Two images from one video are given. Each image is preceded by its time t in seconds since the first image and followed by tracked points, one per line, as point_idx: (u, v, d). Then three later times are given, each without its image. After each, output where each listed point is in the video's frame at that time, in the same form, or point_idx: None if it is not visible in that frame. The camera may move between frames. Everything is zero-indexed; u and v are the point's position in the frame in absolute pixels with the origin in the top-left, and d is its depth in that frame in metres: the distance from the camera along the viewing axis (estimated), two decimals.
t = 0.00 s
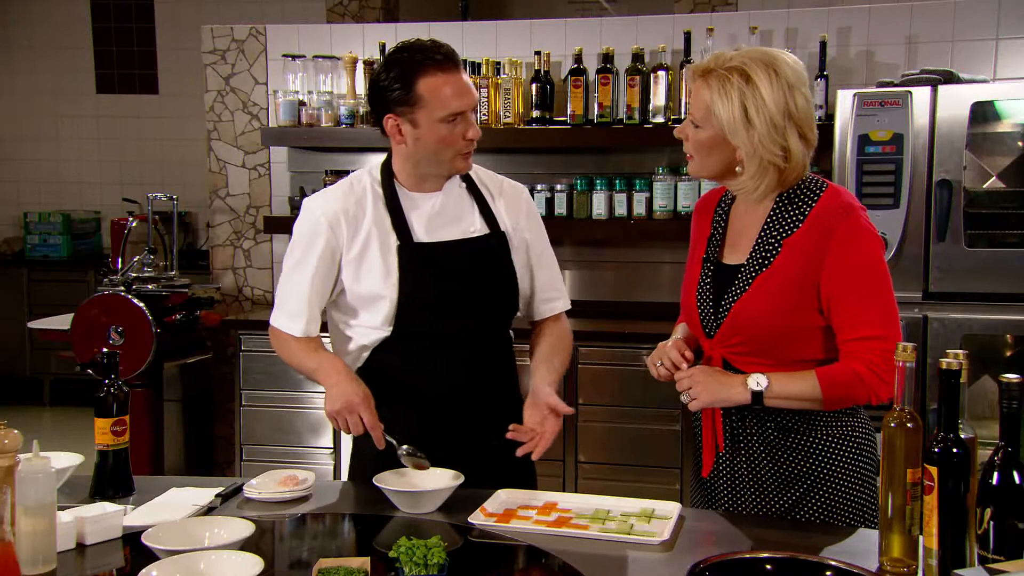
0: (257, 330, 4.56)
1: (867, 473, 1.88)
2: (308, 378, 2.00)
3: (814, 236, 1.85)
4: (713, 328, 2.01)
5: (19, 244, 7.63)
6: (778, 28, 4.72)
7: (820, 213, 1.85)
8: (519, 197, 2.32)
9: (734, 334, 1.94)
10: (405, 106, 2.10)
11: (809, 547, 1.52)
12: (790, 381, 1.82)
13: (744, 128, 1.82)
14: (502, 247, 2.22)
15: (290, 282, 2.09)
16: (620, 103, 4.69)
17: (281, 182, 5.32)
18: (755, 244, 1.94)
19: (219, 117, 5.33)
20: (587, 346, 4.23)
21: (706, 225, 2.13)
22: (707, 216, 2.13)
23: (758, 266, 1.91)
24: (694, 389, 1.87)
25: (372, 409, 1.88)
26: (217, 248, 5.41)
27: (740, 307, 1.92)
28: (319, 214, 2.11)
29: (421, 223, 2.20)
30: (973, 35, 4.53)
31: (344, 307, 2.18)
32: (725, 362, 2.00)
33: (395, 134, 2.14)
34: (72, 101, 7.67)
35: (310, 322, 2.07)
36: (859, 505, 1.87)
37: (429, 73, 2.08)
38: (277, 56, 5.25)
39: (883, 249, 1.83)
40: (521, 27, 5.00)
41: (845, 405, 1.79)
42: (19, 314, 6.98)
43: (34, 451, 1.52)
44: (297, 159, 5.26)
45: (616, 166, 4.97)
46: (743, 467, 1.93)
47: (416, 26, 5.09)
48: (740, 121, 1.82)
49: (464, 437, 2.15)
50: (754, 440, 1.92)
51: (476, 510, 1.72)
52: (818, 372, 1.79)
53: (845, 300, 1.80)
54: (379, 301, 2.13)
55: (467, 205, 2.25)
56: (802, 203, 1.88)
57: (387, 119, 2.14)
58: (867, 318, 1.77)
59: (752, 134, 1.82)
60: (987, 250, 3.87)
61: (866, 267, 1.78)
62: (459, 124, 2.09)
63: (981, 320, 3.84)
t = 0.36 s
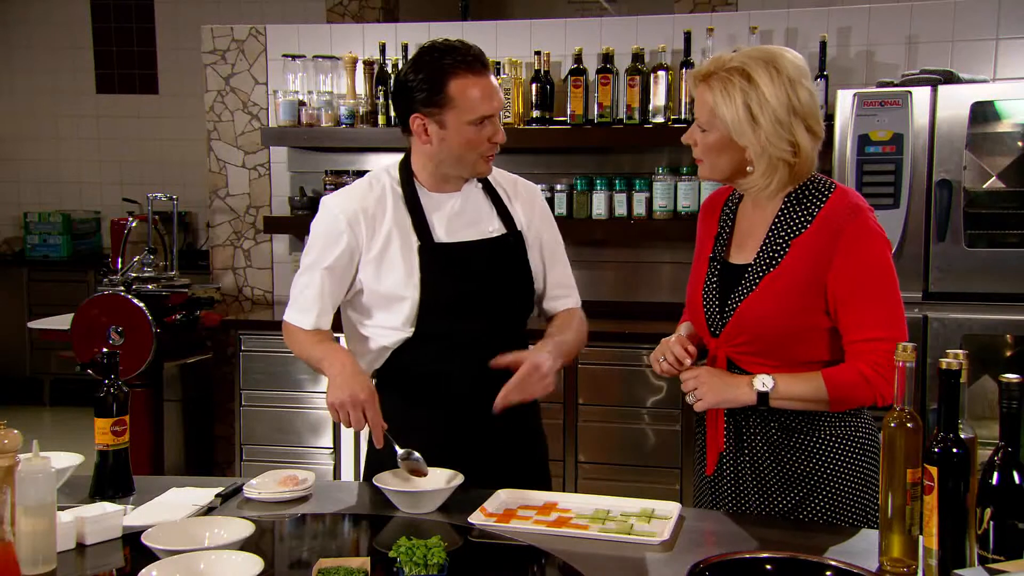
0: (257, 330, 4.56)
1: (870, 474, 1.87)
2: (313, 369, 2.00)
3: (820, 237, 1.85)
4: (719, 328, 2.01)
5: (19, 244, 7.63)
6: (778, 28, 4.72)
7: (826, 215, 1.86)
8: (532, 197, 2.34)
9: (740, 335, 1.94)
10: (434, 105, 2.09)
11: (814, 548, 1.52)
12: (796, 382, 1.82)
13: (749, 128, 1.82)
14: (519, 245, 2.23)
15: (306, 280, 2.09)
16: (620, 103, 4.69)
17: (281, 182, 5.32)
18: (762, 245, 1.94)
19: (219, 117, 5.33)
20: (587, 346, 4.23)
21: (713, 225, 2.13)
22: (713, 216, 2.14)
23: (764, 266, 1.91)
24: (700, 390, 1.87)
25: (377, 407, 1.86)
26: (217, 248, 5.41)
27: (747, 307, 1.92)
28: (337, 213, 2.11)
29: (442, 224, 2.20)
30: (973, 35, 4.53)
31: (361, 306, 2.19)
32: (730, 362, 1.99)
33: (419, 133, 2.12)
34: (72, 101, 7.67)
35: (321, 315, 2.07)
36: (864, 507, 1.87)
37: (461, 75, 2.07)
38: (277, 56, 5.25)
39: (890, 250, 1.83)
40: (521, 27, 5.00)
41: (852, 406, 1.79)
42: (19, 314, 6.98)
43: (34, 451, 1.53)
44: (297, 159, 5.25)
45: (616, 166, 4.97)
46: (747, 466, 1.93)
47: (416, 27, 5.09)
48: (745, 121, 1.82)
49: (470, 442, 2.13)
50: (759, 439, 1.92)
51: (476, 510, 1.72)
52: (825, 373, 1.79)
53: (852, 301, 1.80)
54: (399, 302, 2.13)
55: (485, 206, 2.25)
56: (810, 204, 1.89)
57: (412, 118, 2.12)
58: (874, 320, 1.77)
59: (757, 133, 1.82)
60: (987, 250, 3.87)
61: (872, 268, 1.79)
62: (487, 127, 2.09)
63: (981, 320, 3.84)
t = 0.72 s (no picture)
0: (257, 330, 4.56)
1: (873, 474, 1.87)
2: (323, 364, 2.02)
3: (823, 235, 1.85)
4: (722, 327, 2.01)
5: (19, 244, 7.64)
6: (778, 28, 4.72)
7: (828, 214, 1.86)
8: (548, 199, 2.30)
9: (742, 334, 1.94)
10: (453, 105, 2.09)
11: (817, 547, 1.52)
12: (799, 379, 1.81)
13: (754, 127, 1.83)
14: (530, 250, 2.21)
15: (318, 278, 2.10)
16: (620, 103, 4.69)
17: (281, 182, 5.31)
18: (764, 244, 1.94)
19: (219, 117, 5.34)
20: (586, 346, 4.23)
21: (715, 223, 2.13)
22: (716, 214, 2.14)
23: (767, 264, 1.91)
24: (703, 386, 1.87)
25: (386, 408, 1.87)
26: (217, 248, 5.41)
27: (750, 306, 1.92)
28: (349, 212, 2.12)
29: (452, 224, 2.19)
30: (973, 35, 4.53)
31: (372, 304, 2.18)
32: (733, 361, 1.99)
33: (437, 131, 2.12)
34: (72, 101, 7.67)
35: (332, 313, 2.07)
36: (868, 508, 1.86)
37: (483, 77, 2.07)
38: (277, 56, 5.25)
39: (893, 248, 1.83)
40: (521, 27, 5.00)
41: (856, 404, 1.79)
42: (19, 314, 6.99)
43: (34, 451, 1.53)
44: (297, 159, 5.25)
45: (616, 166, 4.97)
46: (750, 466, 1.94)
47: (416, 27, 5.08)
48: (747, 119, 1.82)
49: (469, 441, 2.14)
50: (763, 439, 1.92)
51: (476, 510, 1.72)
52: (828, 370, 1.79)
53: (854, 300, 1.80)
54: (407, 302, 2.12)
55: (498, 208, 2.24)
56: (812, 202, 1.89)
57: (431, 116, 2.12)
58: (878, 318, 1.77)
59: (763, 130, 1.83)
60: (987, 250, 3.87)
61: (874, 266, 1.79)
62: (505, 130, 2.09)
63: (981, 320, 3.84)
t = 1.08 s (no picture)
0: (257, 330, 4.55)
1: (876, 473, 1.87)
2: (330, 355, 2.04)
3: (821, 236, 1.85)
4: (721, 330, 2.01)
5: (19, 244, 7.63)
6: (778, 28, 4.72)
7: (826, 215, 1.86)
8: (565, 208, 2.27)
9: (742, 336, 1.94)
10: (454, 111, 2.02)
11: (820, 548, 1.52)
12: (798, 380, 1.81)
13: (757, 120, 1.83)
14: (540, 255, 2.19)
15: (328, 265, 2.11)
16: (620, 103, 4.69)
17: (280, 182, 5.31)
18: (762, 245, 1.94)
19: (219, 117, 5.34)
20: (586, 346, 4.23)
21: (712, 226, 2.13)
22: (712, 216, 2.14)
23: (766, 265, 1.91)
24: (702, 390, 1.87)
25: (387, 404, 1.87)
26: (217, 248, 5.41)
27: (748, 308, 1.92)
28: (362, 200, 2.12)
29: (461, 223, 2.18)
30: (973, 35, 4.53)
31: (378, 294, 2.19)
32: (732, 363, 2.00)
33: (444, 129, 2.09)
34: (72, 101, 7.67)
35: (345, 305, 2.08)
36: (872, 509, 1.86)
37: (485, 93, 1.96)
38: (277, 56, 5.25)
39: (890, 247, 1.83)
40: (520, 27, 5.00)
41: (855, 403, 1.79)
42: (19, 313, 6.99)
43: (34, 451, 1.53)
44: (297, 159, 5.25)
45: (616, 166, 4.97)
46: (753, 468, 1.94)
47: (416, 27, 5.08)
48: (750, 113, 1.83)
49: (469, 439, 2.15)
50: (765, 439, 1.92)
51: (476, 510, 1.72)
52: (827, 369, 1.79)
53: (853, 299, 1.80)
54: (410, 296, 2.13)
55: (512, 212, 2.22)
56: (809, 201, 1.89)
57: (438, 114, 2.08)
58: (876, 316, 1.77)
59: (765, 125, 1.83)
60: (987, 250, 3.87)
61: (872, 266, 1.79)
62: (498, 151, 2.00)
63: (981, 320, 3.84)
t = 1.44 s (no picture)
0: (257, 330, 4.55)
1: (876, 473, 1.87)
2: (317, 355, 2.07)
3: (823, 235, 1.85)
4: (723, 328, 2.01)
5: (19, 244, 7.63)
6: (778, 28, 4.72)
7: (828, 214, 1.86)
8: (556, 219, 2.24)
9: (744, 334, 1.94)
10: (445, 119, 1.96)
11: (819, 548, 1.52)
12: (801, 377, 1.81)
13: (754, 117, 1.83)
14: (524, 266, 2.17)
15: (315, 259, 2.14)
16: (620, 103, 4.69)
17: (281, 182, 5.31)
18: (764, 244, 1.94)
19: (219, 117, 5.34)
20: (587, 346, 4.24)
21: (715, 224, 2.12)
22: (714, 215, 2.14)
23: (768, 263, 1.91)
24: (704, 386, 1.87)
25: (366, 398, 1.88)
26: (217, 248, 5.41)
27: (750, 306, 1.92)
28: (349, 197, 2.14)
29: (445, 227, 2.20)
30: (973, 35, 4.53)
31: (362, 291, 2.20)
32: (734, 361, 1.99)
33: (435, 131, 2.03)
34: (72, 101, 7.67)
35: (336, 302, 2.12)
36: (871, 509, 1.86)
37: (475, 112, 1.89)
38: (277, 56, 5.25)
39: (893, 246, 1.83)
40: (520, 27, 5.00)
41: (856, 401, 1.79)
42: (19, 313, 6.99)
43: (34, 451, 1.53)
44: (297, 159, 5.25)
45: (616, 166, 4.97)
46: (752, 467, 1.93)
47: (416, 27, 5.08)
48: (747, 111, 1.83)
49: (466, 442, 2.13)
50: (765, 438, 1.92)
51: (476, 510, 1.72)
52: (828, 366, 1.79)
53: (855, 298, 1.80)
54: (388, 295, 2.14)
55: (499, 218, 2.21)
56: (812, 199, 1.89)
57: (432, 114, 2.03)
58: (879, 315, 1.77)
59: (763, 121, 1.84)
60: (987, 251, 3.87)
61: (875, 266, 1.79)
62: (472, 171, 1.93)
63: (981, 320, 3.84)
